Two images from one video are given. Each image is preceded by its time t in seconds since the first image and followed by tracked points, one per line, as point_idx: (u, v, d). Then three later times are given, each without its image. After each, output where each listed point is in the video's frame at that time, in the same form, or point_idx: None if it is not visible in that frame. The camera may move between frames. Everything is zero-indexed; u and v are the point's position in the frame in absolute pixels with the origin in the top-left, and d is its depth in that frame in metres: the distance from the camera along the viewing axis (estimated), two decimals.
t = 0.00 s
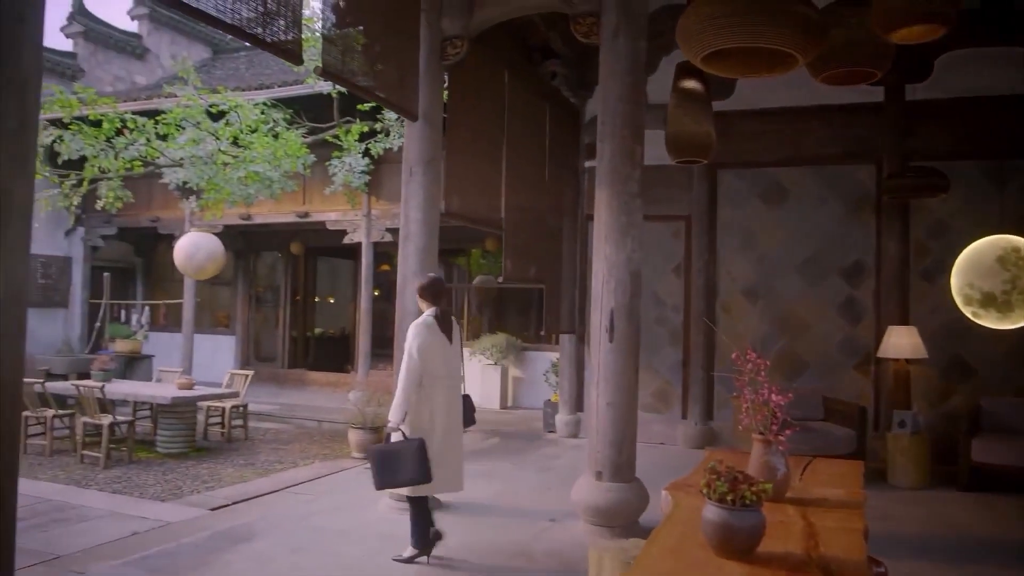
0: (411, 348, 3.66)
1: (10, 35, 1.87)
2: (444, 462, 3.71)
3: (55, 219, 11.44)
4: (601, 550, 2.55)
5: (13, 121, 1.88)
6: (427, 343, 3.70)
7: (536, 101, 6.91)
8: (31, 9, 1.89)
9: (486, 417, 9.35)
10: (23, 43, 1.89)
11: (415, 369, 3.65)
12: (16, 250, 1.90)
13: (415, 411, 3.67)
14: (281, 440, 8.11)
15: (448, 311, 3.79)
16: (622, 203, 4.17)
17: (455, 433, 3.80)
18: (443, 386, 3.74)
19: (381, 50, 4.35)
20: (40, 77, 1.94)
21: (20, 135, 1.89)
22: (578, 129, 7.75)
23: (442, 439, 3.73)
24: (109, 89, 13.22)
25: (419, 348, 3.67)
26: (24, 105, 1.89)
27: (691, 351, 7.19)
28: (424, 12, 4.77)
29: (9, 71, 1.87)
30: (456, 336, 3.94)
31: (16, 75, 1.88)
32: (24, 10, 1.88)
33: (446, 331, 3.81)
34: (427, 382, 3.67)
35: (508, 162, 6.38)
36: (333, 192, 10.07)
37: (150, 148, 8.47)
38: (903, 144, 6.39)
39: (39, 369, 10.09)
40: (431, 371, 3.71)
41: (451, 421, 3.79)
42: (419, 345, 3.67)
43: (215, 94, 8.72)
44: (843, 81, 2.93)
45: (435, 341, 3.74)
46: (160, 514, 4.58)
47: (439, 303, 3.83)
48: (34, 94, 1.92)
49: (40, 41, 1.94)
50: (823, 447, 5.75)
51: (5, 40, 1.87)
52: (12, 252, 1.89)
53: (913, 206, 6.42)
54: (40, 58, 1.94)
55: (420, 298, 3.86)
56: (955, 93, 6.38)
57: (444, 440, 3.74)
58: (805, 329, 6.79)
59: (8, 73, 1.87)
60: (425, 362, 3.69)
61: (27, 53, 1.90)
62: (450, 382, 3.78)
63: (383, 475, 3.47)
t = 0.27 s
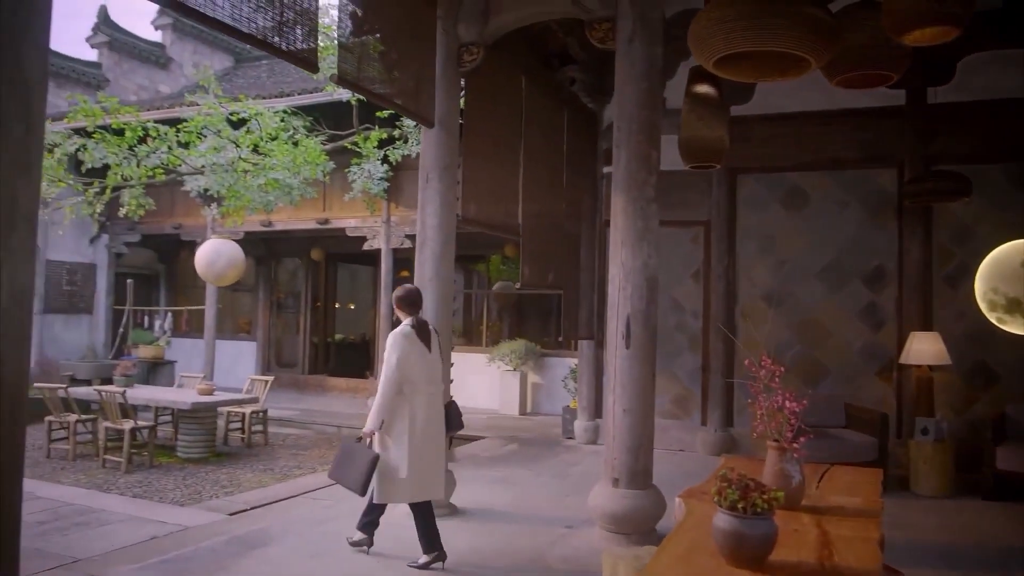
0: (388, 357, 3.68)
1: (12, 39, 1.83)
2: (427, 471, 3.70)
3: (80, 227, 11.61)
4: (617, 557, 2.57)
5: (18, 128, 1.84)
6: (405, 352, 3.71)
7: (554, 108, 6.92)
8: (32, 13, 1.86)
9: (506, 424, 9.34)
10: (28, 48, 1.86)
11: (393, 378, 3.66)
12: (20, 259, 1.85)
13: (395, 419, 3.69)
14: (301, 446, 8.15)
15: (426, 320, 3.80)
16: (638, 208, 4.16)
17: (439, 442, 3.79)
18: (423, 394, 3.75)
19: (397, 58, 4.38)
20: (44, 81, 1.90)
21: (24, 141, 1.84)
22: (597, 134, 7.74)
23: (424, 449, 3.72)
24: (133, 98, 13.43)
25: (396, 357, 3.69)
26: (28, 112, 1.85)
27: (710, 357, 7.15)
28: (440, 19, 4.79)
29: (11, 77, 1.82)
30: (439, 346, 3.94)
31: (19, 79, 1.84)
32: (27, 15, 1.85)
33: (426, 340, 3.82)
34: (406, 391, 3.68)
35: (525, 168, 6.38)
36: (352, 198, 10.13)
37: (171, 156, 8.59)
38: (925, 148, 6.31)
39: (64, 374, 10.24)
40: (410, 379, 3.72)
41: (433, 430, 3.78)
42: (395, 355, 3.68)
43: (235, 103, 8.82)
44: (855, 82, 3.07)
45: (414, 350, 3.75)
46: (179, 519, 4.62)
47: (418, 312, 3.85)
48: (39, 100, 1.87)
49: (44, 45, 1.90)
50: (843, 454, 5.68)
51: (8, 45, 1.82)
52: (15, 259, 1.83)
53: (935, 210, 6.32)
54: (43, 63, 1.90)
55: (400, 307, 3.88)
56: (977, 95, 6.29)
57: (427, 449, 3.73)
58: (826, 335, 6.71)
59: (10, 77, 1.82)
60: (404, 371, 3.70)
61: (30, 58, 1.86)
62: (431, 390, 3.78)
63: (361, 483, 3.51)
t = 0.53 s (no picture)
0: (367, 356, 3.82)
1: (12, 38, 1.75)
2: (408, 467, 3.81)
3: (95, 231, 11.70)
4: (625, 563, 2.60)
5: (17, 129, 1.75)
6: (383, 351, 3.85)
7: (565, 112, 6.92)
8: (36, 14, 1.79)
9: (518, 428, 9.33)
10: (28, 48, 1.78)
11: (373, 376, 3.79)
12: (21, 267, 1.76)
13: (375, 416, 3.82)
14: (313, 449, 8.18)
15: (405, 320, 3.95)
16: (648, 213, 4.15)
17: (418, 439, 3.92)
18: (402, 392, 3.88)
19: (407, 62, 4.39)
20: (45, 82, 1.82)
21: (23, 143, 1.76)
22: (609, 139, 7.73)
23: (404, 445, 3.85)
24: (148, 104, 13.55)
25: (374, 356, 3.82)
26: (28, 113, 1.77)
27: (722, 361, 7.11)
28: (450, 24, 4.81)
29: (9, 77, 1.74)
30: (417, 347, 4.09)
31: (18, 80, 1.76)
32: (30, 17, 1.77)
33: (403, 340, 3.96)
34: (385, 389, 3.82)
35: (536, 173, 6.38)
36: (364, 203, 10.18)
37: (185, 161, 8.66)
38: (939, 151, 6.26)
39: (79, 378, 10.32)
40: (388, 377, 3.85)
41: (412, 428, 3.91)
42: (374, 353, 3.81)
43: (248, 108, 8.87)
44: (867, 82, 3.21)
45: (392, 349, 3.89)
46: (190, 522, 4.64)
47: (395, 314, 3.99)
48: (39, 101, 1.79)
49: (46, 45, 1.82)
50: (857, 460, 5.63)
51: (7, 45, 1.75)
52: (15, 267, 1.75)
53: (950, 213, 6.26)
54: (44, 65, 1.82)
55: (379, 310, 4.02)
56: (992, 97, 6.22)
57: (407, 445, 3.85)
58: (840, 339, 6.66)
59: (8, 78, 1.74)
60: (383, 369, 3.83)
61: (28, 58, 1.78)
62: (410, 389, 3.92)
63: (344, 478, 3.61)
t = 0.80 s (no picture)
0: (352, 358, 3.94)
1: (12, 40, 1.76)
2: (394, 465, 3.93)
3: (108, 236, 11.79)
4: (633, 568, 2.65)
5: (17, 130, 1.76)
6: (367, 353, 3.96)
7: (574, 116, 6.92)
8: (36, 17, 1.80)
9: (528, 433, 9.32)
10: (27, 51, 1.78)
11: (357, 378, 3.90)
12: (21, 268, 1.77)
13: (363, 416, 3.93)
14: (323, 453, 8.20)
15: (387, 322, 4.05)
16: (656, 216, 4.14)
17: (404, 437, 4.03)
18: (387, 393, 3.99)
19: (416, 67, 4.41)
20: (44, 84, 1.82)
21: (23, 145, 1.77)
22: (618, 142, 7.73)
23: (389, 443, 3.97)
24: (161, 110, 13.67)
25: (359, 358, 3.93)
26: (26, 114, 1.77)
27: (733, 365, 7.08)
28: (458, 28, 4.82)
29: (8, 79, 1.75)
30: (402, 347, 4.19)
31: (18, 82, 1.76)
32: (30, 20, 1.78)
33: (386, 342, 4.07)
34: (370, 390, 3.92)
35: (545, 177, 6.39)
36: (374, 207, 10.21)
37: (196, 166, 8.72)
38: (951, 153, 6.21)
39: (92, 382, 10.39)
40: (373, 378, 3.96)
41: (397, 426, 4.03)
42: (358, 356, 3.93)
43: (258, 114, 8.92)
44: (877, 87, 3.30)
45: (376, 351, 4.00)
46: (199, 526, 4.65)
47: (378, 316, 4.11)
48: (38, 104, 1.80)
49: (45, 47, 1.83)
50: (868, 465, 5.58)
51: (7, 47, 1.75)
52: (15, 269, 1.76)
53: (962, 216, 6.21)
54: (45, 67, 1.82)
55: (362, 313, 4.14)
56: (1005, 99, 6.17)
57: (393, 444, 3.97)
58: (851, 343, 6.62)
59: (7, 80, 1.75)
60: (367, 371, 3.95)
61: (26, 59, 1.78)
62: (394, 388, 4.02)
63: (334, 478, 3.73)
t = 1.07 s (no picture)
0: (318, 370, 4.05)
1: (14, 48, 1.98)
2: (370, 472, 4.05)
3: (120, 242, 11.88)
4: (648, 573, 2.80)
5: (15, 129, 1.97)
6: (334, 365, 4.07)
7: (583, 121, 6.92)
8: (36, 24, 2.02)
9: (538, 437, 9.30)
10: (26, 53, 2.00)
11: (323, 390, 4.02)
12: (19, 260, 1.98)
13: (332, 425, 4.05)
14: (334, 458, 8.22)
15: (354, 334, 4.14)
16: (664, 220, 4.13)
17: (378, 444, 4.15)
18: (355, 402, 4.10)
19: (424, 73, 4.43)
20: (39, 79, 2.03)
21: (23, 146, 1.98)
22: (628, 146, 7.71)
23: (362, 451, 4.08)
24: (173, 116, 13.77)
25: (325, 369, 4.04)
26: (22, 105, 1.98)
27: (743, 370, 7.05)
28: (466, 33, 4.82)
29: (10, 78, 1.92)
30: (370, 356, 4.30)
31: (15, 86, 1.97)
32: (28, 20, 2.00)
33: (353, 353, 4.17)
34: (339, 401, 4.03)
35: (554, 181, 6.39)
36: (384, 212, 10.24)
37: (207, 172, 8.78)
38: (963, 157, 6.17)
39: (105, 387, 10.47)
40: (340, 389, 4.07)
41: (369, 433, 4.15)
42: (325, 368, 4.04)
43: (269, 119, 8.98)
44: (877, 91, 3.39)
45: (342, 362, 4.10)
46: (208, 530, 4.67)
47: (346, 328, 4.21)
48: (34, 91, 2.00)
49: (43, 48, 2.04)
50: (879, 470, 5.54)
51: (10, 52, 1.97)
52: (12, 257, 1.96)
53: (975, 219, 6.16)
54: (41, 63, 2.03)
55: (331, 324, 4.24)
56: (1018, 101, 6.12)
57: (366, 452, 4.08)
58: (863, 348, 6.57)
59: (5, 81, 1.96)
60: (334, 382, 4.06)
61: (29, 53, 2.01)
62: (363, 398, 4.14)
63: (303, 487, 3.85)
